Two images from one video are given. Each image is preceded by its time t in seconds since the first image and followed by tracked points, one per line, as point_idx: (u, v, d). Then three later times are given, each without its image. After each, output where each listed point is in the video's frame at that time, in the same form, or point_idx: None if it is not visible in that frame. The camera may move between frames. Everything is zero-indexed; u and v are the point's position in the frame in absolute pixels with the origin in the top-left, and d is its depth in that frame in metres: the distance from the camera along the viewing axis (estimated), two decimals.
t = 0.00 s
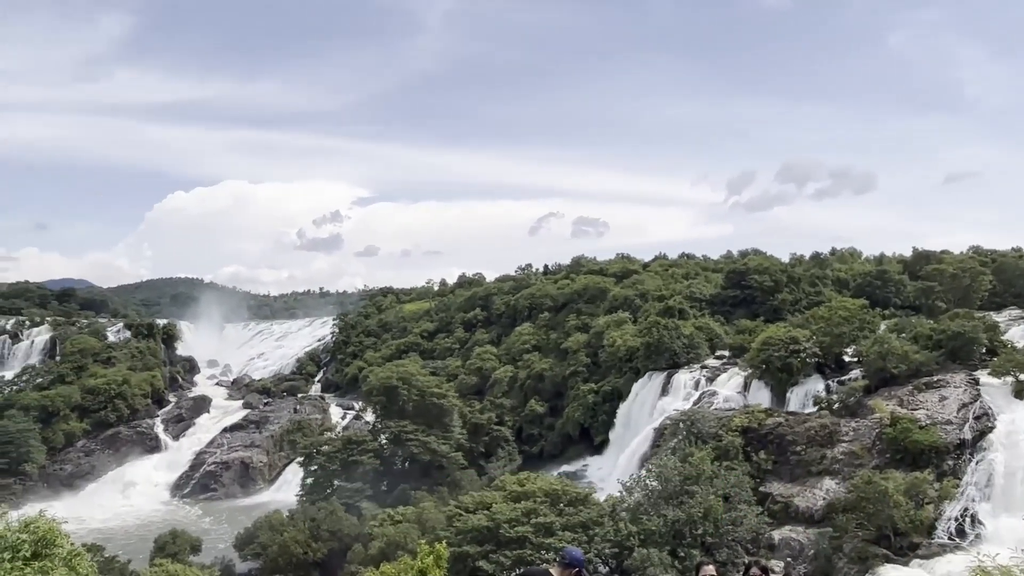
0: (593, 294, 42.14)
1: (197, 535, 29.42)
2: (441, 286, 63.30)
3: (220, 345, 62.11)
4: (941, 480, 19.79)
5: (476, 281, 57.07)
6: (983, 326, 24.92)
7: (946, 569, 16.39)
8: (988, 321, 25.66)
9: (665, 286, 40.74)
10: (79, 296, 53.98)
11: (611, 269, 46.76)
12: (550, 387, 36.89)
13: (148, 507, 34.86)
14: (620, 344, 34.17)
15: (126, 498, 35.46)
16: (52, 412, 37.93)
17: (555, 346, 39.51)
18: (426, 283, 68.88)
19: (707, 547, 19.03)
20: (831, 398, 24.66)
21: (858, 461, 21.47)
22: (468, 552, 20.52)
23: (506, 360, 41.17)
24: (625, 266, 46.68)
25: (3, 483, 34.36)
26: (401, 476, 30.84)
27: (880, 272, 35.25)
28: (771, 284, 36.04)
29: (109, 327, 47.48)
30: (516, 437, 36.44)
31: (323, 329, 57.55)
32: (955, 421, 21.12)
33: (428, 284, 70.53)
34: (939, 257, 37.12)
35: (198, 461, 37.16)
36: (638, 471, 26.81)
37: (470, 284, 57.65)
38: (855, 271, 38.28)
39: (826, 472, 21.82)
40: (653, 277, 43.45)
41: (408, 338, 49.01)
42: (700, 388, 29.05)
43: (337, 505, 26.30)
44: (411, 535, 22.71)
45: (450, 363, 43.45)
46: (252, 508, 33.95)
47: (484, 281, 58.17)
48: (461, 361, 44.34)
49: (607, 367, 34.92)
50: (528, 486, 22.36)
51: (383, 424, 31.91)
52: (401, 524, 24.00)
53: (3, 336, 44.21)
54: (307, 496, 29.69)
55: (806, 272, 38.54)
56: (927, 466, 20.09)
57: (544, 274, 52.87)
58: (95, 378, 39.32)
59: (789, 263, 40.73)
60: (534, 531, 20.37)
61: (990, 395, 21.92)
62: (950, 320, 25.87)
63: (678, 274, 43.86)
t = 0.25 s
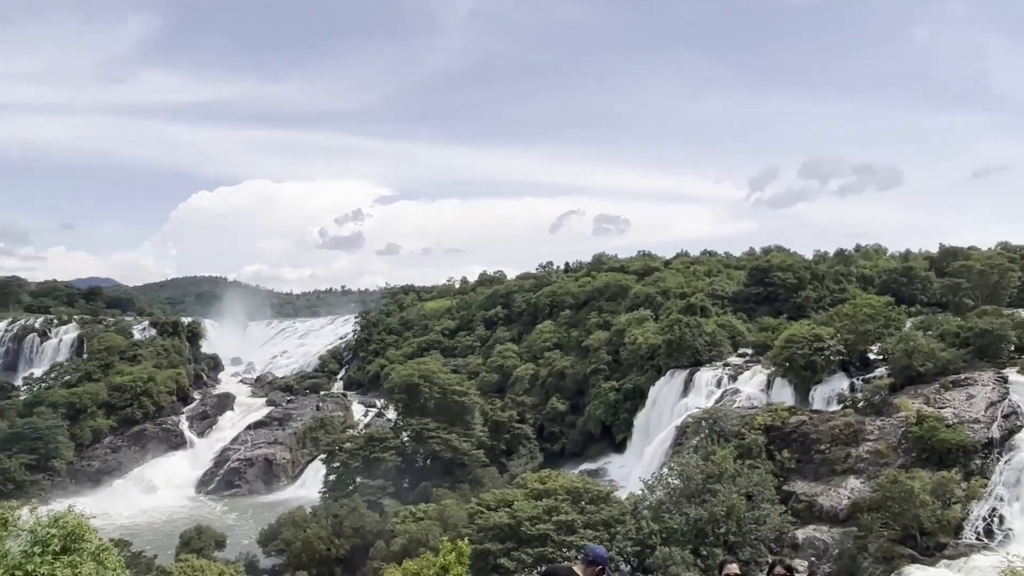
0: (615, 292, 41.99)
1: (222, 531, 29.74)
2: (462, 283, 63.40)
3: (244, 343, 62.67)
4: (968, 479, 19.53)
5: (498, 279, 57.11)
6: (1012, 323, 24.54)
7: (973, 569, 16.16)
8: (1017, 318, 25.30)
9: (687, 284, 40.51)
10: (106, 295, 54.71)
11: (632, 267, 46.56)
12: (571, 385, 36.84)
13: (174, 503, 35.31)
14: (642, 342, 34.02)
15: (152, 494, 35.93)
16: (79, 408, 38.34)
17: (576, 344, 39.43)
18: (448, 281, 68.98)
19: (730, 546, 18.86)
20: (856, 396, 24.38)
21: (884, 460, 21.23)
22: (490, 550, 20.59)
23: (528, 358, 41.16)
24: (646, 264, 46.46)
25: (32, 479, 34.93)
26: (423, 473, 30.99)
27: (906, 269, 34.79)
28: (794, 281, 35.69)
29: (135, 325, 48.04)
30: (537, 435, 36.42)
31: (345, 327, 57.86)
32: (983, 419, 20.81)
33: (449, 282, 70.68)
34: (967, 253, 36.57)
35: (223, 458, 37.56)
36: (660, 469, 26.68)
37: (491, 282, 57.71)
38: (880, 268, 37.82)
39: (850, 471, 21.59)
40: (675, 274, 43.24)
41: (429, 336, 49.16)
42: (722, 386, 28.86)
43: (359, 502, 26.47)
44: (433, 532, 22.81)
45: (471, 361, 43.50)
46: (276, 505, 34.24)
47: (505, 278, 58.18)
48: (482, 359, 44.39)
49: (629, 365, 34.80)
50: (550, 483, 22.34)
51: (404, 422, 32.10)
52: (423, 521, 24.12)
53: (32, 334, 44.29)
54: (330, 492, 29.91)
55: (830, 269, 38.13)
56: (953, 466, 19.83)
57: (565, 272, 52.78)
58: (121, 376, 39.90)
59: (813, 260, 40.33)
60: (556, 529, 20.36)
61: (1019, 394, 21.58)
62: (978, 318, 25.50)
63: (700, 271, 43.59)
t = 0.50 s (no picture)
0: (633, 290, 41.82)
1: (243, 528, 29.99)
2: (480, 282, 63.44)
3: (264, 341, 63.14)
4: (993, 479, 19.30)
5: (516, 278, 57.09)
6: None
7: (998, 570, 15.94)
8: None
9: (706, 282, 40.28)
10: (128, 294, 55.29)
11: (651, 265, 46.35)
12: (590, 384, 36.78)
13: (196, 500, 35.66)
14: (661, 340, 33.86)
15: (174, 491, 36.30)
16: (102, 406, 38.73)
17: (594, 343, 39.35)
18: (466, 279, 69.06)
19: (751, 546, 18.73)
20: (878, 395, 24.07)
21: (906, 459, 21.04)
22: (508, 548, 20.63)
23: (546, 356, 41.11)
24: (665, 262, 46.23)
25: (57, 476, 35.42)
26: (441, 472, 31.08)
27: (929, 266, 34.42)
28: (815, 279, 35.36)
29: (157, 323, 48.48)
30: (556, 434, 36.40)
31: (364, 325, 58.12)
32: (1008, 419, 20.55)
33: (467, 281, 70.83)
34: (991, 250, 36.08)
35: (244, 456, 37.86)
36: (679, 468, 26.58)
37: (509, 280, 57.71)
38: (902, 265, 37.42)
39: (872, 471, 21.39)
40: (694, 272, 43.04)
41: (448, 334, 49.26)
42: (742, 384, 28.68)
43: (378, 500, 26.59)
44: (452, 530, 22.88)
45: (489, 359, 43.52)
46: (296, 502, 34.48)
47: (524, 277, 58.14)
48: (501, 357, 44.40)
49: (648, 364, 34.67)
50: (569, 482, 22.31)
51: (423, 420, 32.21)
52: (442, 519, 24.19)
53: (56, 332, 44.66)
54: (349, 490, 30.08)
55: (851, 267, 37.77)
56: (978, 465, 19.60)
57: (583, 270, 52.66)
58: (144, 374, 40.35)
59: (834, 257, 39.97)
60: (575, 528, 20.35)
61: None
62: (1002, 315, 25.18)
63: (719, 269, 43.33)
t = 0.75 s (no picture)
0: (654, 288, 41.60)
1: (267, 525, 30.27)
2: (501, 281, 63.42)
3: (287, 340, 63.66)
4: (1022, 480, 19.08)
5: (537, 276, 57.03)
6: None
7: None
8: None
9: (728, 280, 39.99)
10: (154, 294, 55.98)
11: (673, 263, 46.06)
12: (611, 383, 36.69)
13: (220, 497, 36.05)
14: (682, 339, 33.63)
15: (199, 489, 36.72)
16: (128, 404, 39.22)
17: (616, 342, 39.21)
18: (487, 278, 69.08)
19: (774, 546, 18.54)
20: (903, 394, 23.71)
21: (933, 459, 20.87)
22: (530, 547, 20.66)
23: (567, 355, 41.04)
24: (687, 260, 45.91)
25: (85, 473, 35.96)
26: (463, 470, 31.18)
27: (956, 264, 34.03)
28: (839, 277, 35.01)
29: (182, 322, 49.02)
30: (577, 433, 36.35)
31: (385, 324, 58.36)
32: None
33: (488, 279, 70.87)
34: (1020, 247, 35.46)
35: (267, 454, 38.22)
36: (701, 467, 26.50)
37: (530, 279, 57.64)
38: (929, 263, 36.91)
39: (898, 471, 21.20)
40: (716, 270, 42.75)
41: (469, 333, 49.33)
42: (765, 384, 28.46)
43: (400, 498, 26.74)
44: (473, 528, 22.97)
45: (510, 358, 43.51)
46: (319, 500, 34.74)
47: (545, 276, 58.05)
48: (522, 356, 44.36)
49: (669, 363, 34.49)
50: (590, 481, 22.26)
51: (445, 419, 32.32)
52: (464, 517, 24.25)
53: (83, 332, 45.09)
54: (371, 488, 30.25)
55: (876, 264, 37.32)
56: (1006, 466, 19.36)
57: (604, 268, 52.47)
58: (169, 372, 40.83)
59: (859, 255, 39.52)
60: (596, 527, 20.33)
61: None
62: None
63: (742, 267, 43.00)
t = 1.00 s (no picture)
0: (673, 288, 41.35)
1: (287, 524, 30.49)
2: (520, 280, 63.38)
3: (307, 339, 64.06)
4: None
5: (555, 276, 56.97)
6: None
7: None
8: None
9: (748, 279, 39.72)
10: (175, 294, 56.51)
11: (692, 262, 45.78)
12: (630, 382, 36.57)
13: (241, 496, 36.34)
14: (702, 338, 33.41)
15: (221, 487, 37.05)
16: (150, 403, 39.59)
17: (634, 341, 39.07)
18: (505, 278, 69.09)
19: (796, 547, 18.39)
20: (927, 394, 23.48)
21: (957, 460, 20.61)
22: (549, 546, 20.67)
23: (586, 355, 40.93)
24: (706, 259, 45.60)
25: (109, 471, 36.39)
26: (482, 470, 31.25)
27: (981, 262, 33.65)
28: (861, 275, 34.74)
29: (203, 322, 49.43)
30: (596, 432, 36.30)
31: (404, 324, 58.53)
32: None
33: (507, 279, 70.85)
34: None
35: (287, 453, 38.48)
36: (721, 467, 26.43)
37: (549, 278, 57.56)
38: (952, 261, 36.47)
39: (922, 472, 20.89)
40: (736, 270, 42.49)
41: (488, 333, 49.37)
42: (785, 383, 28.25)
43: (419, 497, 26.85)
44: (492, 528, 23.03)
45: (529, 358, 43.47)
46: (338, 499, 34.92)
47: (563, 275, 57.96)
48: (540, 356, 44.28)
49: (689, 362, 34.31)
50: (609, 481, 22.19)
51: (464, 418, 32.39)
52: (483, 517, 24.28)
53: (107, 331, 45.48)
54: (391, 488, 30.39)
55: (899, 263, 36.93)
56: None
57: (623, 268, 52.30)
58: (191, 371, 41.23)
59: (881, 254, 39.12)
60: (615, 527, 20.31)
61: None
62: None
63: (762, 266, 42.70)
